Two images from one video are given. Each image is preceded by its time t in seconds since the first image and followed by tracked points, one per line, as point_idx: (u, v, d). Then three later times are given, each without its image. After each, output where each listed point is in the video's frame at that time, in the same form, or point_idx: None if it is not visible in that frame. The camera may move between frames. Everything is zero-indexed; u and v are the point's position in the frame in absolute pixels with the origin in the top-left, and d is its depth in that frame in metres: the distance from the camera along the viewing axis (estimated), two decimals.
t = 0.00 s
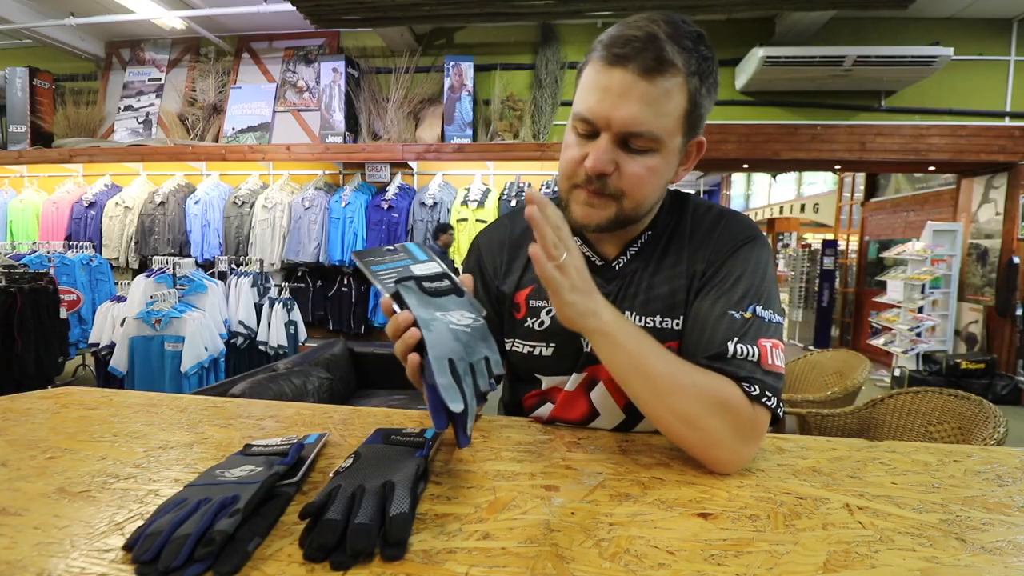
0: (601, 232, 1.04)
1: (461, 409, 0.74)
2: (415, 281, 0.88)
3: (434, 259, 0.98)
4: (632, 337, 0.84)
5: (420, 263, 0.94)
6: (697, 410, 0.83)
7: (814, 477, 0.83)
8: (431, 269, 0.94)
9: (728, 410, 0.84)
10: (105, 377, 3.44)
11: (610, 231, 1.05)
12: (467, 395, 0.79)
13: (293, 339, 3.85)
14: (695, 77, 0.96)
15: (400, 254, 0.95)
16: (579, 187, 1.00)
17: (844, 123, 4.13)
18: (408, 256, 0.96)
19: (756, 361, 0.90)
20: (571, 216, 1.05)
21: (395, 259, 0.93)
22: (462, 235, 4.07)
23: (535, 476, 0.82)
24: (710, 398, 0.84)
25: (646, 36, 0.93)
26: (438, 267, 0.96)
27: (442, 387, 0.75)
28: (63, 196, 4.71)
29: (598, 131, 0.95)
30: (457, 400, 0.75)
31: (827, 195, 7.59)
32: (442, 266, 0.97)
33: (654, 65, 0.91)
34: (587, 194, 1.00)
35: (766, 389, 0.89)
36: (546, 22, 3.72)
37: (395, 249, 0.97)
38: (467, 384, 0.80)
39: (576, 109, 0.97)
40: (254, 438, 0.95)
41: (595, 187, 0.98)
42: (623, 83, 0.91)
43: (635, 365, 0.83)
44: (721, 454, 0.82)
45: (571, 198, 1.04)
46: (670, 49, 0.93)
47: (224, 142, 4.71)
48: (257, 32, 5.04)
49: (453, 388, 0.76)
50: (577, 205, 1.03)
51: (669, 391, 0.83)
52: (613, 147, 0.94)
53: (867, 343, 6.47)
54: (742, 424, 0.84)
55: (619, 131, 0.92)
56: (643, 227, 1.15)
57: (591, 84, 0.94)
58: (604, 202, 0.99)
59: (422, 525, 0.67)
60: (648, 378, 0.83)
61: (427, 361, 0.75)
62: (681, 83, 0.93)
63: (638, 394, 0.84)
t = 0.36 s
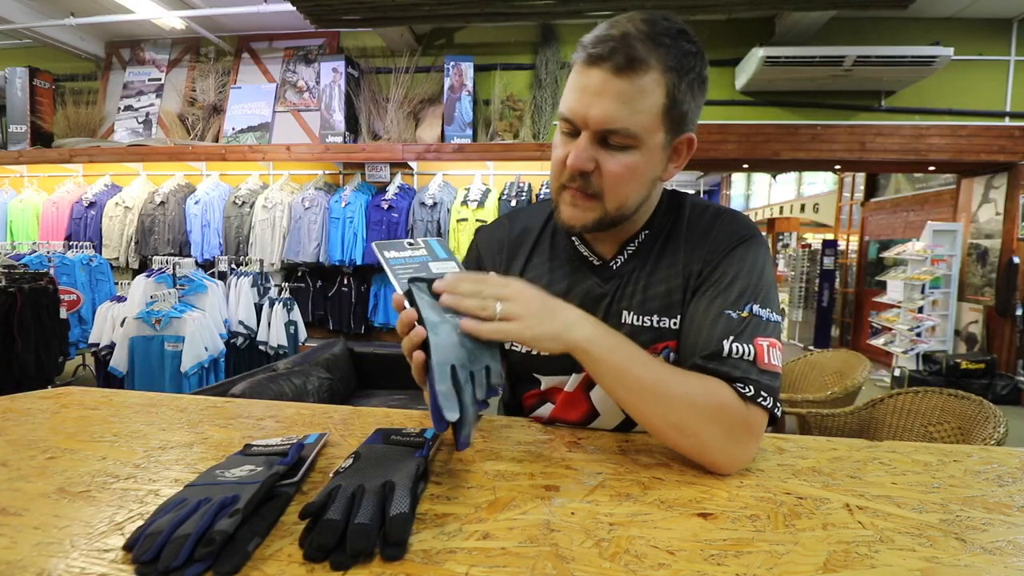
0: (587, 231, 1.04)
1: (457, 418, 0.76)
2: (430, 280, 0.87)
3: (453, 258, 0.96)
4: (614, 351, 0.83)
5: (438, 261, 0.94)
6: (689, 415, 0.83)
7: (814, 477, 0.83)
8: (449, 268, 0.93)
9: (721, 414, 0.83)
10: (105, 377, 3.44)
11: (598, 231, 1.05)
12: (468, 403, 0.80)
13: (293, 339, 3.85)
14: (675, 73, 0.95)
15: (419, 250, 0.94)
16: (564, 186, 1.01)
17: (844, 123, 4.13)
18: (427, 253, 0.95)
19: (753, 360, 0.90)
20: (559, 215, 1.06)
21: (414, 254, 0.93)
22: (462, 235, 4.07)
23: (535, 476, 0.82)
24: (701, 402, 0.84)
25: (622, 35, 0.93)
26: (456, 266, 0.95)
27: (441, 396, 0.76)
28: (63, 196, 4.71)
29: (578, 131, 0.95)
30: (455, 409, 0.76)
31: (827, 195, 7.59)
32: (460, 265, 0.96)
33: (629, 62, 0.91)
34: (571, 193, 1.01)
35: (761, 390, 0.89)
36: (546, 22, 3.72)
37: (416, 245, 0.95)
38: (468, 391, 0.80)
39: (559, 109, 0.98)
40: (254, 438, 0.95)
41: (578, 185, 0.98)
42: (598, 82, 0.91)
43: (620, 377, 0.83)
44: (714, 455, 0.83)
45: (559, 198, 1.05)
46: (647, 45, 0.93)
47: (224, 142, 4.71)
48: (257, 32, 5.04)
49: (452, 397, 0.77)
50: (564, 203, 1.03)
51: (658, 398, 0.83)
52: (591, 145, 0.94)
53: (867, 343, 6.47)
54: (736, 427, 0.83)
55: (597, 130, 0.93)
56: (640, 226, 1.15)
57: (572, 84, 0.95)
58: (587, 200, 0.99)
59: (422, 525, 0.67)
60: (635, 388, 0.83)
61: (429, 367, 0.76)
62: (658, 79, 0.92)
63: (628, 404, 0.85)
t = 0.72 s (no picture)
0: (615, 219, 1.06)
1: (444, 433, 0.74)
2: (422, 289, 0.87)
3: (451, 261, 0.97)
4: (654, 321, 0.85)
5: (435, 264, 0.94)
6: (708, 405, 0.83)
7: (814, 477, 0.83)
8: (444, 273, 0.93)
9: (742, 411, 0.84)
10: (105, 377, 3.44)
11: (622, 218, 1.07)
12: (454, 417, 0.80)
13: (293, 339, 3.85)
14: (661, 53, 1.03)
15: (416, 252, 0.94)
16: (583, 180, 1.03)
17: (844, 123, 4.13)
18: (424, 256, 0.94)
19: (763, 363, 0.91)
20: (580, 212, 1.07)
21: (411, 256, 0.93)
22: (461, 235, 4.07)
23: (535, 475, 0.82)
24: (724, 396, 0.83)
25: (607, 27, 1.00)
26: (451, 271, 0.95)
27: (427, 409, 0.75)
28: (63, 196, 4.71)
29: (590, 121, 0.99)
30: (441, 424, 0.76)
31: (827, 195, 7.59)
32: (457, 270, 0.96)
33: (623, 47, 0.98)
34: (592, 183, 1.02)
35: (772, 391, 0.89)
36: (546, 22, 3.72)
37: (413, 245, 0.95)
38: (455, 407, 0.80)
39: (561, 107, 1.02)
40: (254, 438, 0.96)
41: (600, 173, 1.00)
42: (602, 69, 0.97)
43: (654, 350, 0.84)
44: (725, 453, 0.82)
45: (576, 196, 1.05)
46: (633, 31, 1.00)
47: (224, 142, 4.71)
48: (257, 32, 5.04)
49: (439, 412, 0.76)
50: (585, 196, 1.04)
51: (683, 380, 0.83)
52: (607, 130, 0.98)
53: (867, 343, 6.47)
54: (751, 426, 0.84)
55: (609, 113, 0.98)
56: (640, 226, 1.17)
57: (572, 79, 0.99)
58: (611, 187, 1.01)
59: (422, 525, 0.67)
60: (664, 365, 0.84)
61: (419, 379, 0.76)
62: (651, 60, 1.00)
63: (652, 380, 0.85)
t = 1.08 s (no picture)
0: (618, 215, 1.06)
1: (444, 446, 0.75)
2: (422, 298, 0.87)
3: (452, 262, 0.95)
4: (658, 314, 0.86)
5: (436, 267, 0.93)
6: (710, 402, 0.83)
7: (814, 477, 0.83)
8: (445, 277, 0.92)
9: (743, 409, 0.84)
10: (105, 377, 3.44)
11: (626, 213, 1.07)
12: (454, 429, 0.81)
13: (293, 339, 3.85)
14: (656, 53, 1.05)
15: (419, 253, 0.93)
16: (584, 177, 1.03)
17: (844, 123, 4.13)
18: (426, 257, 0.93)
19: (764, 363, 0.91)
20: (583, 210, 1.07)
21: (411, 257, 0.91)
22: (461, 235, 4.07)
23: (535, 476, 0.82)
24: (726, 393, 0.83)
25: (602, 27, 1.02)
26: (452, 274, 0.94)
27: (427, 424, 0.75)
28: (63, 196, 4.71)
29: (590, 119, 1.00)
30: (441, 438, 0.76)
31: (827, 195, 7.59)
32: (458, 273, 0.95)
33: (619, 46, 0.99)
34: (594, 180, 1.02)
35: (774, 391, 0.89)
36: (546, 22, 3.71)
37: (415, 245, 0.93)
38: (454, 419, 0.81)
39: (560, 107, 1.02)
40: (254, 438, 0.96)
41: (603, 170, 1.01)
42: (599, 67, 0.98)
43: (657, 343, 0.85)
44: (726, 452, 0.82)
45: (577, 193, 1.06)
46: (628, 30, 1.02)
47: (224, 142, 4.71)
48: (257, 32, 5.04)
49: (440, 426, 0.77)
50: (587, 194, 1.04)
51: (684, 377, 0.83)
52: (607, 126, 0.99)
53: (867, 343, 6.47)
54: (752, 426, 0.84)
55: (609, 109, 0.98)
56: (640, 227, 1.17)
57: (569, 79, 1.00)
58: (613, 183, 1.02)
59: (422, 525, 0.67)
60: (666, 360, 0.84)
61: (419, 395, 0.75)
62: (647, 58, 1.01)
63: (654, 373, 0.86)
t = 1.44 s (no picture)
0: (616, 209, 1.05)
1: (449, 444, 0.75)
2: (421, 298, 0.87)
3: (451, 261, 0.96)
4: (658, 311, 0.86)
5: (435, 266, 0.93)
6: (710, 401, 0.83)
7: (814, 477, 0.83)
8: (443, 276, 0.93)
9: (742, 409, 0.83)
10: (105, 377, 3.45)
11: (624, 207, 1.07)
12: (459, 427, 0.80)
13: (293, 339, 3.85)
14: (655, 54, 1.06)
15: (416, 253, 0.93)
16: (584, 170, 1.03)
17: (844, 123, 4.12)
18: (424, 257, 0.93)
19: (763, 363, 0.91)
20: (581, 203, 1.07)
21: (409, 258, 0.92)
22: (461, 235, 4.06)
23: (535, 476, 0.82)
24: (727, 393, 0.83)
25: (603, 26, 1.03)
26: (451, 273, 0.94)
27: (432, 423, 0.75)
28: (63, 196, 4.71)
29: (591, 112, 1.00)
30: (446, 437, 0.76)
31: (827, 195, 7.59)
32: (456, 272, 0.95)
33: (619, 43, 1.00)
34: (593, 172, 1.02)
35: (773, 390, 0.89)
36: (546, 22, 3.71)
37: (412, 245, 0.94)
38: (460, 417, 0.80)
39: (561, 102, 1.03)
40: (254, 438, 0.96)
41: (602, 161, 1.01)
42: (599, 63, 0.99)
43: (657, 341, 0.85)
44: (724, 452, 0.82)
45: (576, 186, 1.06)
46: (629, 30, 1.03)
47: (224, 142, 4.71)
48: (257, 32, 5.04)
49: (445, 425, 0.77)
50: (586, 186, 1.04)
51: (685, 375, 0.83)
52: (606, 119, 0.99)
53: (867, 343, 6.47)
54: (751, 427, 0.83)
55: (609, 104, 0.99)
56: (638, 227, 1.18)
57: (570, 75, 1.01)
58: (612, 175, 1.02)
59: (422, 525, 0.67)
60: (667, 358, 0.84)
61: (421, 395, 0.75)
62: (647, 57, 1.02)
63: (654, 371, 0.86)
